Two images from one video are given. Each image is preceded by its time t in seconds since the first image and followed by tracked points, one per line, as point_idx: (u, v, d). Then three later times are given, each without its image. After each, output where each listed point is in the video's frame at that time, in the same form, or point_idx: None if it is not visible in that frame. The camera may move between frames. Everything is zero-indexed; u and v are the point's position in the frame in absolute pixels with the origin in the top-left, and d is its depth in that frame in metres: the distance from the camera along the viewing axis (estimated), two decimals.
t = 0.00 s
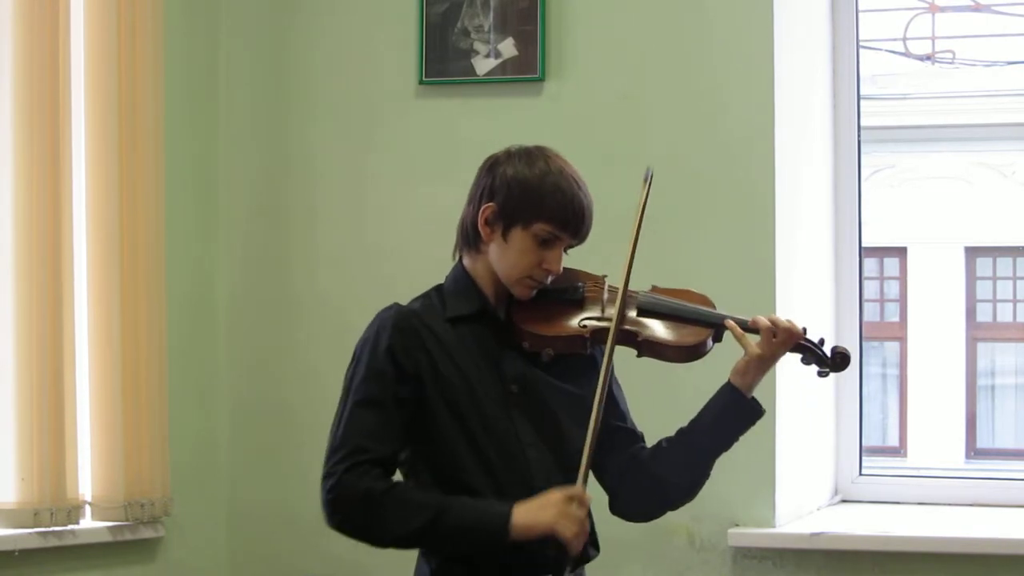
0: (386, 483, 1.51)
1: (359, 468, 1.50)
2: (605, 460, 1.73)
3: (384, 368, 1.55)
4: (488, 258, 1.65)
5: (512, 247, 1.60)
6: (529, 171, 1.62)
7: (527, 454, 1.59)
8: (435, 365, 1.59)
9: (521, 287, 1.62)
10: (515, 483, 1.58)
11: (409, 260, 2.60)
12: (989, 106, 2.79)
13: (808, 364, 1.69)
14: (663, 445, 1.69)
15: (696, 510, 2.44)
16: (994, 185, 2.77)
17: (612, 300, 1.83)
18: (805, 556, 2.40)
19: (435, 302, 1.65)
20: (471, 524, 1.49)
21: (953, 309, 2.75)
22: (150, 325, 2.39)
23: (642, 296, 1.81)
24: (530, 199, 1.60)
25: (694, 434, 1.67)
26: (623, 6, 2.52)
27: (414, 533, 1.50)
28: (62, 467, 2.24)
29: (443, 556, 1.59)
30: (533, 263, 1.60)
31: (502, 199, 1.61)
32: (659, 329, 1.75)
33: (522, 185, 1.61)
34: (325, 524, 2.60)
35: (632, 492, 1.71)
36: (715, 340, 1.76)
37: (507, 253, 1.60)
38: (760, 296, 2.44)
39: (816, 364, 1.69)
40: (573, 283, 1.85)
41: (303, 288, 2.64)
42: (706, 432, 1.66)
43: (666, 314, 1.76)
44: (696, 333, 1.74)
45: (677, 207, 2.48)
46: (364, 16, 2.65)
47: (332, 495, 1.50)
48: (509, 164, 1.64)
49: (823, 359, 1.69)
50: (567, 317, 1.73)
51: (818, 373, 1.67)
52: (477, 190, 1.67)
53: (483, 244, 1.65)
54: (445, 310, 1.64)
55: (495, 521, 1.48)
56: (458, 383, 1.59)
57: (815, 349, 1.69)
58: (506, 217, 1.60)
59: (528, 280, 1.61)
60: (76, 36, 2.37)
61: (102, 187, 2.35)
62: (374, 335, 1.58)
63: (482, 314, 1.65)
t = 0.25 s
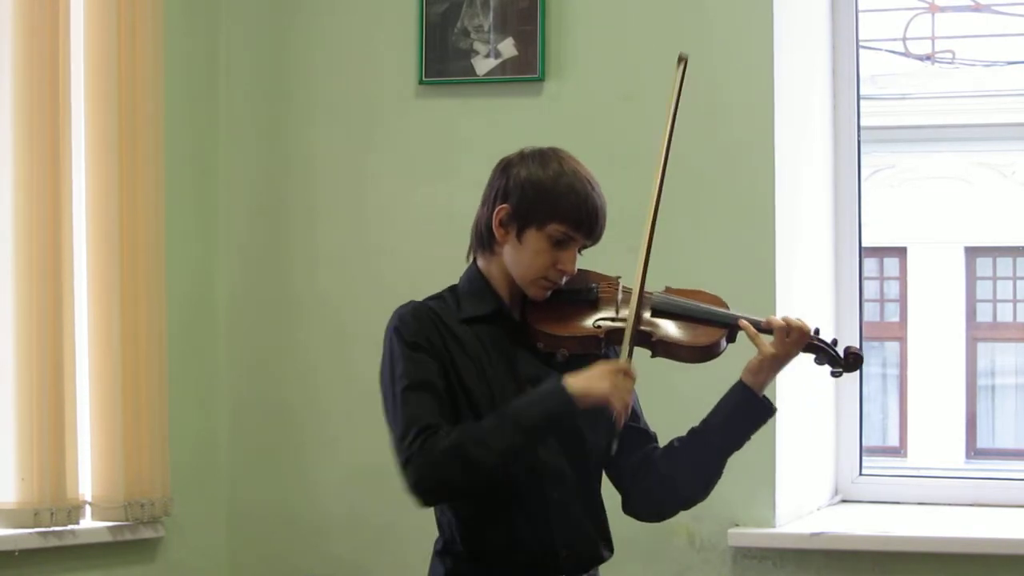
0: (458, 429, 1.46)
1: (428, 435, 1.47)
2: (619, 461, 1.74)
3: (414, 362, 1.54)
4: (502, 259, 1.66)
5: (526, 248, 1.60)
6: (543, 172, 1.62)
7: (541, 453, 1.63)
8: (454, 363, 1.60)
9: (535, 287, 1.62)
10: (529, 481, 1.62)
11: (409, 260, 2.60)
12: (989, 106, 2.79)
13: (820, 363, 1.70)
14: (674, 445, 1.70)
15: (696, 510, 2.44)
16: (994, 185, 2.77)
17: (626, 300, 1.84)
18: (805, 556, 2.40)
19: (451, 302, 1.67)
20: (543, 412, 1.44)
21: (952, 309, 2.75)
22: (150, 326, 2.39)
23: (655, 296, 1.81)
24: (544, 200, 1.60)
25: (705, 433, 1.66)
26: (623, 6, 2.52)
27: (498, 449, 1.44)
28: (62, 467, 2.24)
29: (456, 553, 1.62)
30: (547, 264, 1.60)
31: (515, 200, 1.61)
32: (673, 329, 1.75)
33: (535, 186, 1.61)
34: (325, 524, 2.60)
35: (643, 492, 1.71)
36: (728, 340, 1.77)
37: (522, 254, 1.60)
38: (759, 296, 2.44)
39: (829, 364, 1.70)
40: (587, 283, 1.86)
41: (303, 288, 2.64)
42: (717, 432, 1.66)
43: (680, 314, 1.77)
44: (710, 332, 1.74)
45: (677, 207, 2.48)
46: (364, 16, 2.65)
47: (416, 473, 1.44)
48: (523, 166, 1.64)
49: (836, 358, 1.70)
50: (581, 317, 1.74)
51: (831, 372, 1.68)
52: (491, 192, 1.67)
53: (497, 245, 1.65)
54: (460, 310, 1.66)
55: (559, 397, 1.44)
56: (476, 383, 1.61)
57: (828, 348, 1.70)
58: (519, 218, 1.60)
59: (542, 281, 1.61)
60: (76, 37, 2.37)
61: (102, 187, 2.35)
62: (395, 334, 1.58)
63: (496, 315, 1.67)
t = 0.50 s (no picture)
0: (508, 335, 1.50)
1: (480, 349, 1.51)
2: (622, 459, 1.74)
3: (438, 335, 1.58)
4: (510, 260, 1.67)
5: (534, 250, 1.61)
6: (551, 174, 1.63)
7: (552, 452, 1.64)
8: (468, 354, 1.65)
9: (543, 289, 1.63)
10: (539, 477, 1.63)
11: (409, 260, 2.60)
12: (989, 106, 2.79)
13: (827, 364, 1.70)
14: (679, 444, 1.70)
15: (696, 510, 2.44)
16: (994, 185, 2.77)
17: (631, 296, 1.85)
18: (805, 556, 2.40)
19: (460, 302, 1.72)
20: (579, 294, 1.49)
21: (952, 309, 2.76)
22: (150, 326, 2.39)
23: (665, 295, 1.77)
24: (551, 201, 1.61)
25: (711, 432, 1.67)
26: (623, 6, 2.52)
27: (547, 327, 1.47)
28: (62, 467, 2.24)
29: (466, 547, 1.61)
30: (556, 265, 1.61)
31: (523, 202, 1.62)
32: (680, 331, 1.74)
33: (543, 188, 1.62)
34: (325, 523, 2.60)
35: (648, 491, 1.70)
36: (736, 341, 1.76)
37: (529, 256, 1.62)
38: (759, 296, 2.44)
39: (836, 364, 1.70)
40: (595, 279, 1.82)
41: (303, 288, 2.64)
42: (722, 431, 1.66)
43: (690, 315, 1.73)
44: (717, 333, 1.74)
45: (677, 207, 2.48)
46: (364, 16, 2.65)
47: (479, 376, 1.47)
48: (531, 167, 1.65)
49: (843, 358, 1.70)
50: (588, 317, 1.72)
51: (839, 372, 1.68)
52: (499, 194, 1.68)
53: (505, 246, 1.66)
54: (469, 310, 1.70)
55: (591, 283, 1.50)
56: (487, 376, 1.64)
57: (835, 348, 1.70)
58: (527, 220, 1.61)
59: (550, 283, 1.62)
60: (76, 38, 2.37)
61: (102, 187, 2.35)
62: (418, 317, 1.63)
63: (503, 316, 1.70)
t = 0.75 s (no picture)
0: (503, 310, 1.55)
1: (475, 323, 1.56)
2: (625, 459, 1.74)
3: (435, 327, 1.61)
4: (513, 262, 1.68)
5: (537, 252, 1.62)
6: (556, 176, 1.64)
7: (553, 452, 1.64)
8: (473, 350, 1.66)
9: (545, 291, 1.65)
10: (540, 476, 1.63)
11: (409, 260, 2.60)
12: (989, 106, 2.79)
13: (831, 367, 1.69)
14: (682, 445, 1.70)
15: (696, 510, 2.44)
16: (994, 185, 2.77)
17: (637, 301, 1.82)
18: (805, 557, 2.40)
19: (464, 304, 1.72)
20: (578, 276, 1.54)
21: (952, 309, 2.76)
22: (150, 326, 2.39)
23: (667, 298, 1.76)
24: (556, 204, 1.62)
25: (712, 435, 1.66)
26: (623, 6, 2.52)
27: (541, 303, 1.52)
28: (62, 467, 2.24)
29: (468, 545, 1.62)
30: (558, 267, 1.63)
31: (527, 204, 1.63)
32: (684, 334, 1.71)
33: (547, 190, 1.63)
34: (325, 523, 2.61)
35: (649, 492, 1.70)
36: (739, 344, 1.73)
37: (532, 257, 1.63)
38: (759, 296, 2.44)
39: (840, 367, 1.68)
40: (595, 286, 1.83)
41: (303, 288, 2.64)
42: (724, 434, 1.65)
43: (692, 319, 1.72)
44: (721, 337, 1.70)
45: (677, 208, 2.48)
46: (364, 16, 2.65)
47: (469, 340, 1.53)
48: (536, 170, 1.67)
49: (847, 362, 1.68)
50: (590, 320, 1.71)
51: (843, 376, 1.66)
52: (504, 195, 1.70)
53: (509, 248, 1.68)
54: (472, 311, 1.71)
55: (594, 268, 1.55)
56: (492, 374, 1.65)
57: (839, 351, 1.68)
58: (531, 222, 1.63)
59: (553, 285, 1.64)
60: (76, 38, 2.37)
61: (102, 187, 2.35)
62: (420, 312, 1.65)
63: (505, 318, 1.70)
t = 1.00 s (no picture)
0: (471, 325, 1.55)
1: (441, 339, 1.56)
2: (624, 458, 1.73)
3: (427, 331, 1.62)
4: (512, 261, 1.69)
5: (535, 251, 1.63)
6: (554, 175, 1.65)
7: (552, 453, 1.64)
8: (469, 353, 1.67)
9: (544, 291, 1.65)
10: (540, 476, 1.63)
11: (409, 260, 2.60)
12: (989, 106, 2.79)
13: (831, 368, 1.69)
14: (680, 445, 1.70)
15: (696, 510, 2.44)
16: (994, 185, 2.77)
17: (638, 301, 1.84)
18: (805, 556, 2.40)
19: (463, 305, 1.72)
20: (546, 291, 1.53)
21: (952, 309, 2.76)
22: (150, 326, 2.39)
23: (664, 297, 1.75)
24: (554, 203, 1.63)
25: (710, 435, 1.67)
26: (623, 6, 2.52)
27: (510, 318, 1.51)
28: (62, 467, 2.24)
29: (468, 547, 1.63)
30: (556, 267, 1.63)
31: (525, 204, 1.64)
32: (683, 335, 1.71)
33: (545, 189, 1.64)
34: (325, 523, 2.60)
35: (645, 491, 1.71)
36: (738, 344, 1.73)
37: (530, 257, 1.64)
38: (759, 296, 2.44)
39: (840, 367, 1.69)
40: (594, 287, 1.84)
41: (303, 288, 2.64)
42: (723, 434, 1.66)
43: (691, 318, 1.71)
44: (721, 337, 1.70)
45: (677, 208, 2.48)
46: (364, 16, 2.65)
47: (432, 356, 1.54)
48: (535, 169, 1.68)
49: (847, 363, 1.69)
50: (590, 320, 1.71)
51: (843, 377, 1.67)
52: (504, 195, 1.71)
53: (508, 248, 1.69)
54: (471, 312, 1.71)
55: (568, 281, 1.54)
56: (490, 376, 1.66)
57: (839, 353, 1.69)
58: (529, 221, 1.63)
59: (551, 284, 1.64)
60: (76, 38, 2.37)
61: (102, 187, 2.35)
62: (410, 316, 1.66)
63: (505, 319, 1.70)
